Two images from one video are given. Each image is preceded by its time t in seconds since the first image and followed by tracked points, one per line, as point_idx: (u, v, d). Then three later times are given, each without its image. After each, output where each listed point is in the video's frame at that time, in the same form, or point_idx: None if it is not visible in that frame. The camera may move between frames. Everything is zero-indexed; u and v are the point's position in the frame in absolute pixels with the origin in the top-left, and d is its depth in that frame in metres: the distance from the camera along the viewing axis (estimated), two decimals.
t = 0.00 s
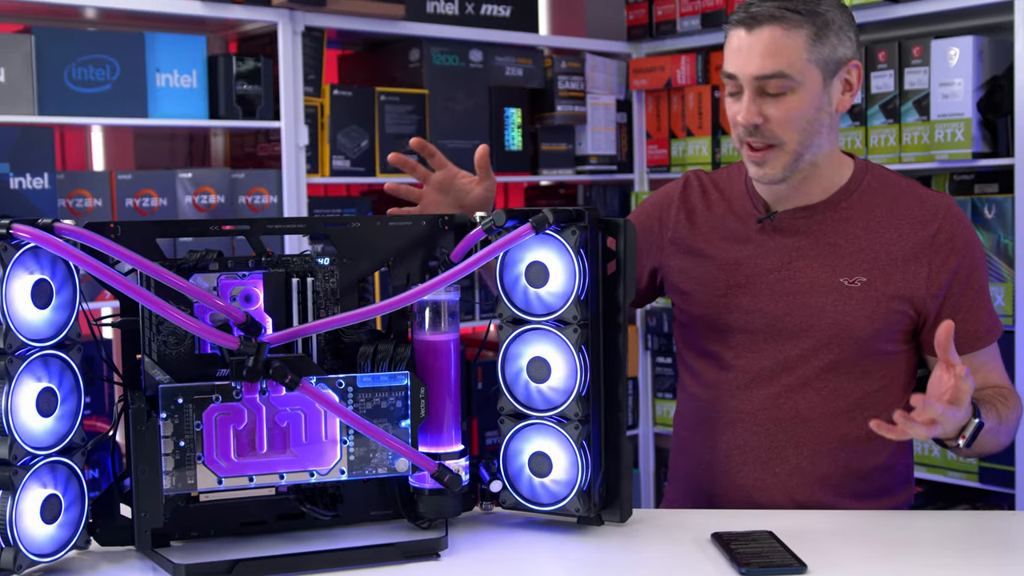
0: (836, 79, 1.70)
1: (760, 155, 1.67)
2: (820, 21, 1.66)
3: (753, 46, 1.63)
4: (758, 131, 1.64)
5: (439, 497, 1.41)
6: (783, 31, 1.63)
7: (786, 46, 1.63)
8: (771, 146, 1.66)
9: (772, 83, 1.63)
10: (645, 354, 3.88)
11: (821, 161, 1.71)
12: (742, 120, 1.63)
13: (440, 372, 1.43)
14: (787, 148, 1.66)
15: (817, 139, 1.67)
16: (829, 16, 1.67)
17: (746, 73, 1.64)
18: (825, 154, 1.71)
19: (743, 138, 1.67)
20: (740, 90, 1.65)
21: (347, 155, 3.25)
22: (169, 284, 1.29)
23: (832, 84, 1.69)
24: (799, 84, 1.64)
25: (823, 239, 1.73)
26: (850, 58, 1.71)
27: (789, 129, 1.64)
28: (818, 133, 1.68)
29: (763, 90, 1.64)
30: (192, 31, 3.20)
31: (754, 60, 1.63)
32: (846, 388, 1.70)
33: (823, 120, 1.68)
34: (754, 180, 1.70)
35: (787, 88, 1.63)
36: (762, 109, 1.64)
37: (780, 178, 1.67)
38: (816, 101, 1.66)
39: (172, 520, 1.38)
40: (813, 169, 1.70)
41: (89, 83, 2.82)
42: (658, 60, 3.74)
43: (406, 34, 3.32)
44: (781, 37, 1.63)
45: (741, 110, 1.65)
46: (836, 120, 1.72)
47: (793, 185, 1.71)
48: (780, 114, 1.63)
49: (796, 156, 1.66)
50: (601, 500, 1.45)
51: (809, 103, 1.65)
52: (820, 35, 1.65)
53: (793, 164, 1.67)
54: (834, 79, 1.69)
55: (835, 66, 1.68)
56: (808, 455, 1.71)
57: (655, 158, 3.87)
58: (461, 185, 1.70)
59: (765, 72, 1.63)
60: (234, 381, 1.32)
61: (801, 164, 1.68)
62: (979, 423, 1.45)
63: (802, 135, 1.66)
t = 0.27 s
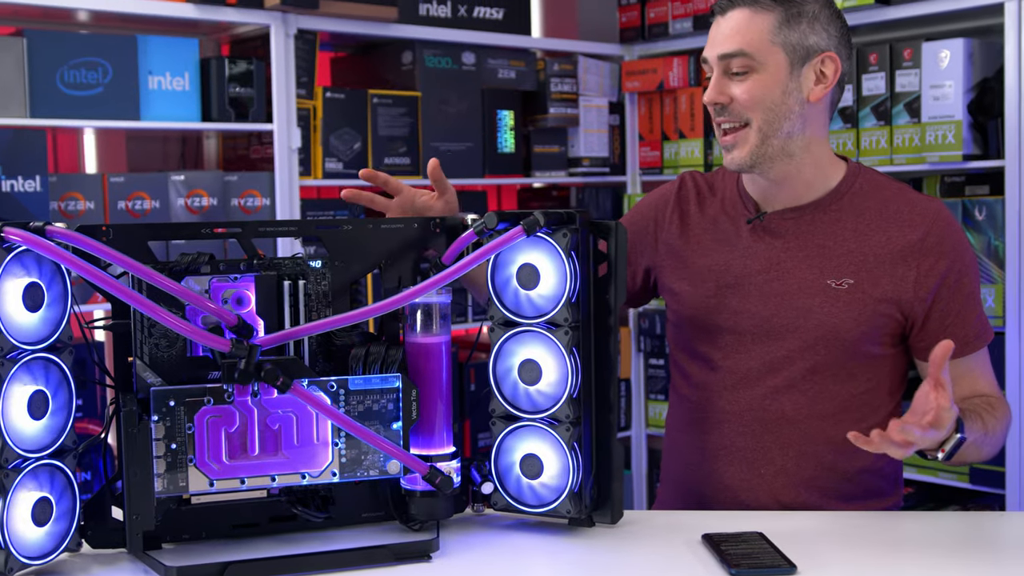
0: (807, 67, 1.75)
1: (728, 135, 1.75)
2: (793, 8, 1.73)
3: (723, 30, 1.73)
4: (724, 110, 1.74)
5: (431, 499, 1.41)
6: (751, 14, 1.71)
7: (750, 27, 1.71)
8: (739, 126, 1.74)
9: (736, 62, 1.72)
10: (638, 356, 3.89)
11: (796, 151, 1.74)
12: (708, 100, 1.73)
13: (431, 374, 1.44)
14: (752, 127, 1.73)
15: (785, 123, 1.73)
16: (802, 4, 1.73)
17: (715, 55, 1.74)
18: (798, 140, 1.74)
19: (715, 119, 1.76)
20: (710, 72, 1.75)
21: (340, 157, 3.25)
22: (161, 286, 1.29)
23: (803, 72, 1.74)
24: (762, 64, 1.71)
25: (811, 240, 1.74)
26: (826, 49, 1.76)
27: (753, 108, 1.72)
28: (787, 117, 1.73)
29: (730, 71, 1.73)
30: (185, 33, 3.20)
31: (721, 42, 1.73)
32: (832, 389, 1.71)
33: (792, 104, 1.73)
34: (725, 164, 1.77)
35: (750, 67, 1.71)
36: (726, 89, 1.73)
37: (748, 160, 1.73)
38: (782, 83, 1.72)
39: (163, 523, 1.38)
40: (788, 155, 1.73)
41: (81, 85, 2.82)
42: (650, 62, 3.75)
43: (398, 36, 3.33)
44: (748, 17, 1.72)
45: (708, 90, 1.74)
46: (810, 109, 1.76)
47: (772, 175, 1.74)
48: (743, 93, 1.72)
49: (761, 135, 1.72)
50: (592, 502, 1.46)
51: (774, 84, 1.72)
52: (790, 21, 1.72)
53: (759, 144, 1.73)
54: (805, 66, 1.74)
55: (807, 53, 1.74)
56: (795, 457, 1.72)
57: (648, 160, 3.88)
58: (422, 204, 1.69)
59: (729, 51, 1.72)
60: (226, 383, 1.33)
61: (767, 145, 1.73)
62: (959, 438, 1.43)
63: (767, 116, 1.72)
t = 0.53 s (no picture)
0: (794, 71, 1.75)
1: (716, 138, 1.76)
2: (779, 13, 1.74)
3: (711, 34, 1.75)
4: (713, 113, 1.75)
5: (424, 503, 1.42)
6: (738, 19, 1.73)
7: (737, 32, 1.72)
8: (727, 128, 1.75)
9: (724, 66, 1.73)
10: (632, 359, 3.89)
11: (784, 154, 1.74)
12: (696, 104, 1.74)
13: (425, 378, 1.44)
14: (740, 130, 1.74)
15: (772, 125, 1.73)
16: (788, 9, 1.75)
17: (702, 59, 1.75)
18: (786, 143, 1.74)
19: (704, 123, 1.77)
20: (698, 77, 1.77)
21: (334, 160, 3.25)
22: (154, 290, 1.29)
23: (790, 75, 1.75)
24: (749, 68, 1.72)
25: (801, 244, 1.75)
26: (813, 53, 1.77)
27: (740, 111, 1.73)
28: (774, 119, 1.74)
29: (718, 75, 1.74)
30: (179, 36, 3.20)
31: (708, 47, 1.74)
32: (822, 393, 1.71)
33: (779, 108, 1.74)
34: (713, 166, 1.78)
35: (737, 71, 1.72)
36: (713, 93, 1.74)
37: (735, 161, 1.73)
38: (769, 87, 1.73)
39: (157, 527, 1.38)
40: (775, 158, 1.74)
41: (76, 88, 2.82)
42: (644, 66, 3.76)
43: (393, 40, 3.33)
44: (735, 22, 1.73)
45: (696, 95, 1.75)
46: (798, 113, 1.77)
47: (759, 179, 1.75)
48: (731, 96, 1.73)
49: (748, 138, 1.73)
50: (586, 506, 1.46)
51: (761, 87, 1.73)
52: (777, 25, 1.74)
53: (746, 146, 1.73)
54: (793, 70, 1.75)
55: (794, 57, 1.75)
56: (786, 461, 1.72)
57: (642, 164, 3.88)
58: (428, 201, 1.71)
59: (716, 56, 1.73)
60: (220, 387, 1.33)
61: (755, 147, 1.73)
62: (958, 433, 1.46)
63: (755, 119, 1.73)
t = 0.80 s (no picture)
0: (789, 77, 1.76)
1: (711, 144, 1.76)
2: (774, 19, 1.75)
3: (706, 42, 1.75)
4: (709, 120, 1.75)
5: (422, 509, 1.42)
6: (733, 25, 1.73)
7: (732, 39, 1.73)
8: (723, 135, 1.75)
9: (720, 72, 1.73)
10: (630, 365, 3.90)
11: (779, 160, 1.74)
12: (692, 110, 1.74)
13: (423, 384, 1.44)
14: (736, 136, 1.74)
15: (768, 131, 1.73)
16: (783, 16, 1.75)
17: (698, 66, 1.75)
18: (781, 149, 1.75)
19: (699, 130, 1.77)
20: (694, 84, 1.77)
21: (332, 166, 3.25)
22: (152, 296, 1.29)
23: (786, 81, 1.76)
24: (745, 75, 1.73)
25: (796, 251, 1.75)
26: (808, 60, 1.78)
27: (736, 117, 1.73)
28: (770, 125, 1.74)
29: (714, 82, 1.74)
30: (178, 41, 3.20)
31: (703, 54, 1.75)
32: (818, 399, 1.72)
33: (775, 113, 1.74)
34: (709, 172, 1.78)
35: (733, 78, 1.73)
36: (710, 99, 1.74)
37: (731, 166, 1.73)
38: (765, 93, 1.73)
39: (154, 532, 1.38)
40: (771, 163, 1.74)
41: (75, 93, 2.82)
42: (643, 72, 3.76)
43: (391, 45, 3.34)
44: (730, 29, 1.73)
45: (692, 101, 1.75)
46: (793, 119, 1.77)
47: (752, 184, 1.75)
48: (727, 103, 1.73)
49: (744, 144, 1.73)
50: (583, 511, 1.46)
51: (757, 93, 1.73)
52: (772, 32, 1.74)
53: (742, 152, 1.73)
54: (788, 76, 1.76)
55: (789, 63, 1.76)
56: (782, 467, 1.72)
57: (640, 170, 3.89)
58: (422, 207, 1.71)
59: (712, 62, 1.73)
60: (218, 392, 1.33)
61: (750, 153, 1.73)
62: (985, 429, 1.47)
63: (751, 125, 1.73)
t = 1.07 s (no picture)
0: (791, 81, 1.77)
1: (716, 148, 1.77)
2: (775, 23, 1.76)
3: (709, 45, 1.75)
4: (713, 124, 1.75)
5: (420, 511, 1.41)
6: (735, 30, 1.74)
7: (736, 43, 1.73)
8: (727, 139, 1.76)
9: (724, 77, 1.74)
10: (628, 367, 3.90)
11: (781, 163, 1.75)
12: (696, 114, 1.75)
13: (422, 386, 1.44)
14: (741, 141, 1.75)
15: (772, 135, 1.75)
16: (785, 19, 1.76)
17: (701, 70, 1.76)
18: (784, 152, 1.76)
19: (703, 134, 1.78)
20: (697, 88, 1.77)
21: (331, 168, 3.26)
22: (152, 298, 1.29)
23: (789, 86, 1.77)
24: (750, 79, 1.73)
25: (794, 250, 1.76)
26: (809, 63, 1.79)
27: (741, 121, 1.74)
28: (774, 130, 1.75)
29: (718, 86, 1.75)
30: (177, 44, 3.21)
31: (706, 58, 1.75)
32: (817, 399, 1.72)
33: (779, 118, 1.76)
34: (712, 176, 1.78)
35: (737, 82, 1.74)
36: (714, 103, 1.75)
37: (739, 173, 1.74)
38: (769, 97, 1.74)
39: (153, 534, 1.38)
40: (774, 168, 1.75)
41: (74, 96, 2.82)
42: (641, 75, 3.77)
43: (390, 48, 3.34)
44: (733, 33, 1.74)
45: (695, 106, 1.76)
46: (796, 122, 1.79)
47: (755, 189, 1.76)
48: (731, 106, 1.74)
49: (750, 148, 1.74)
50: (582, 514, 1.47)
51: (761, 98, 1.74)
52: (774, 36, 1.75)
53: (747, 156, 1.74)
54: (790, 81, 1.77)
55: (792, 68, 1.77)
56: (781, 467, 1.72)
57: (639, 173, 3.89)
58: (428, 210, 1.72)
59: (716, 67, 1.74)
60: (216, 395, 1.33)
61: (756, 158, 1.74)
62: (975, 418, 1.47)
63: (756, 129, 1.74)
